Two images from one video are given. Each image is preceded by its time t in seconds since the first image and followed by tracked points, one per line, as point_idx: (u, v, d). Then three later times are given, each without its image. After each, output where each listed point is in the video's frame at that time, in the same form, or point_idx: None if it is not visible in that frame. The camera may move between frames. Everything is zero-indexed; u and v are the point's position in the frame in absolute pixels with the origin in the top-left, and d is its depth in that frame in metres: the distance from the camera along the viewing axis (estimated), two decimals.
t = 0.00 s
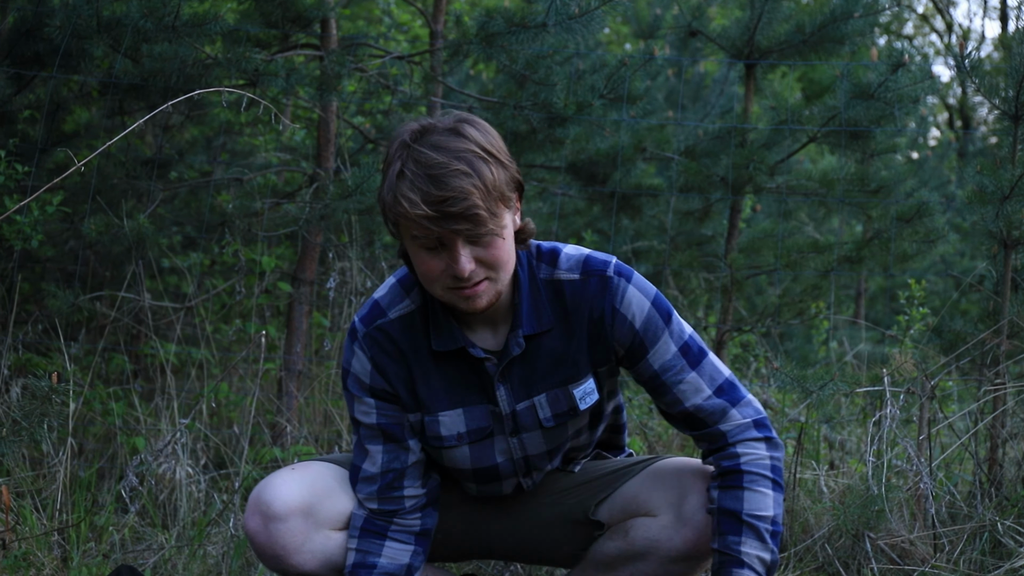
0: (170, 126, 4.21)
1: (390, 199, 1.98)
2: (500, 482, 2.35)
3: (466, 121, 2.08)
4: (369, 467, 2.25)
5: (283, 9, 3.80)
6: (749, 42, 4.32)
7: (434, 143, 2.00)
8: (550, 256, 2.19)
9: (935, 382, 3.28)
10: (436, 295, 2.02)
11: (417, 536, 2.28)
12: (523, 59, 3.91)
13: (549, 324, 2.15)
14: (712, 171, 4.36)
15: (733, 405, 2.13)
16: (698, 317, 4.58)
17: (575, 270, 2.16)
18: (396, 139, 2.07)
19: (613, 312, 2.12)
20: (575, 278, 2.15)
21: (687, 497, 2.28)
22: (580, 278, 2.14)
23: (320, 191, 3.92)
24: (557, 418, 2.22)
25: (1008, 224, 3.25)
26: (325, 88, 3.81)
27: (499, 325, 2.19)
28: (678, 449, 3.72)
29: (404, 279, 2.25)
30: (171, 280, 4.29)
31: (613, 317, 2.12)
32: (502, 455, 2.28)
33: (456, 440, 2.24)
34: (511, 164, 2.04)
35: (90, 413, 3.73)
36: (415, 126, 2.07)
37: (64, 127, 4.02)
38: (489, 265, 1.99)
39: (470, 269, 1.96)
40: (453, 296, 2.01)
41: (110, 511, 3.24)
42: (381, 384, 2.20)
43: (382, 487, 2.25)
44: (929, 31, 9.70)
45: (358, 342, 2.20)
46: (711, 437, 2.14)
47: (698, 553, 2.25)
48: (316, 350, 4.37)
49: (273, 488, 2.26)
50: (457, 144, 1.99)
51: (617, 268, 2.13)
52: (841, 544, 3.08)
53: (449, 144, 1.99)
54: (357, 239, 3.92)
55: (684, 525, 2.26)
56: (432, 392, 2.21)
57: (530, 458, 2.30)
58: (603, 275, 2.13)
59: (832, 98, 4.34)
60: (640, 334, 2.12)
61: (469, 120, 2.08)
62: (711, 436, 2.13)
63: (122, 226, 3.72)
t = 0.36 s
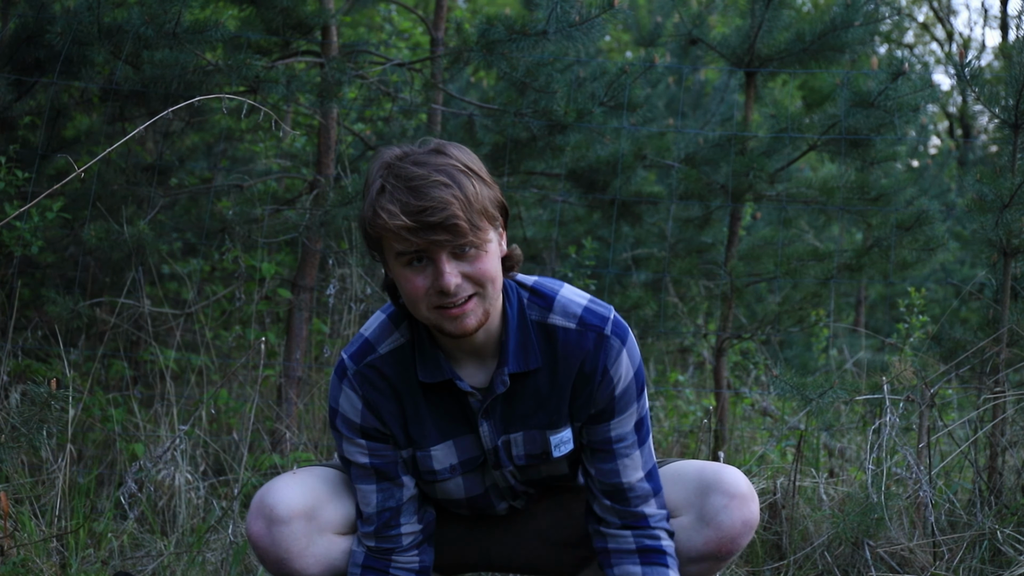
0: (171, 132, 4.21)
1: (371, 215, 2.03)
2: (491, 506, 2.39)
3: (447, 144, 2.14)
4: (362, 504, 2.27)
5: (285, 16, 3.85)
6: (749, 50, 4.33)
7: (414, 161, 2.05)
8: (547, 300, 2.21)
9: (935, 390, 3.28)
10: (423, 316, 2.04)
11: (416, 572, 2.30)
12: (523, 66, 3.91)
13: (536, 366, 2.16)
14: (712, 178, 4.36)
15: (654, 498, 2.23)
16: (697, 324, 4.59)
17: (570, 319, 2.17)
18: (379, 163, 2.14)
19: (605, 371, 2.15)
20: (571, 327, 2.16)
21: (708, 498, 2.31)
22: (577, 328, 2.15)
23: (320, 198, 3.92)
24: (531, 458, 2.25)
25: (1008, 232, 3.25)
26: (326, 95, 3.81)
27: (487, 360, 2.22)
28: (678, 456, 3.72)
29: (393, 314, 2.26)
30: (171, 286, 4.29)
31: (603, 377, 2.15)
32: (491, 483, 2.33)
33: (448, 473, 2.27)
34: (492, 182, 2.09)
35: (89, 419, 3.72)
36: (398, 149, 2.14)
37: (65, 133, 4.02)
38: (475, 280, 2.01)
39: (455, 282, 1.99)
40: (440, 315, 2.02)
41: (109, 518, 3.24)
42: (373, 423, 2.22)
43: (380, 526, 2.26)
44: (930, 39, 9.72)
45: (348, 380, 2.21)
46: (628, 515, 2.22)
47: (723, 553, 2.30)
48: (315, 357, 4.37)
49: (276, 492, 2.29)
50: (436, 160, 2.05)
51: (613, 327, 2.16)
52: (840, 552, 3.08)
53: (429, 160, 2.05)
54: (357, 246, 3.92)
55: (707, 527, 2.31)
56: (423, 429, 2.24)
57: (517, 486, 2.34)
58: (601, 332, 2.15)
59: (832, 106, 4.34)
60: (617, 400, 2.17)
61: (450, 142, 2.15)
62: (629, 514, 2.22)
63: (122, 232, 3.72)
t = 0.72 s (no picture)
0: (170, 137, 4.21)
1: (438, 235, 2.09)
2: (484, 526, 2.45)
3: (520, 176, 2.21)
4: (375, 504, 2.32)
5: (284, 21, 3.86)
6: (748, 54, 4.33)
7: (490, 191, 2.12)
8: (581, 349, 2.28)
9: (934, 395, 3.27)
10: (465, 342, 2.10)
11: None
12: (523, 70, 3.91)
13: (559, 411, 2.24)
14: (710, 183, 4.35)
15: (636, 561, 2.32)
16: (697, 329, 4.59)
17: (600, 373, 2.25)
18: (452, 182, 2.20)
19: (621, 432, 2.26)
20: (599, 381, 2.24)
21: (676, 482, 2.39)
22: (604, 383, 2.24)
23: (319, 203, 3.93)
24: (528, 496, 2.31)
25: (1007, 236, 3.25)
26: (325, 99, 3.82)
27: (510, 395, 2.27)
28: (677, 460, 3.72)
29: (430, 326, 2.31)
30: (170, 291, 4.29)
31: (618, 437, 2.26)
32: (488, 510, 2.39)
33: (453, 492, 2.33)
34: (560, 224, 2.16)
35: (89, 424, 3.72)
36: (473, 173, 2.20)
37: (64, 138, 4.02)
38: (525, 319, 2.08)
39: (505, 316, 2.05)
40: (484, 345, 2.08)
41: (109, 522, 3.24)
42: (394, 429, 2.27)
43: (390, 529, 2.31)
44: (929, 43, 9.72)
45: (376, 382, 2.25)
46: (610, 569, 2.30)
47: (698, 536, 2.36)
48: (315, 361, 4.37)
49: (286, 474, 2.37)
50: (512, 193, 2.11)
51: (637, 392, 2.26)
52: (840, 556, 3.08)
53: (505, 192, 2.11)
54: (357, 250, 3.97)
55: (681, 511, 2.37)
56: (439, 447, 2.29)
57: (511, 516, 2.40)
58: (626, 394, 2.25)
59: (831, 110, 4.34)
60: (624, 459, 2.28)
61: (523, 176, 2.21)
62: (611, 568, 2.29)
63: (122, 237, 3.72)
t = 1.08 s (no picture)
0: (168, 141, 4.21)
1: (461, 211, 2.07)
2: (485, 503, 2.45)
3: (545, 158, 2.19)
4: (389, 473, 2.34)
5: (282, 26, 3.86)
6: (746, 61, 4.33)
7: (516, 171, 2.09)
8: (589, 329, 2.28)
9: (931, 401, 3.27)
10: (476, 316, 2.08)
11: (435, 545, 2.37)
12: (521, 76, 3.93)
13: (566, 387, 2.24)
14: (707, 189, 4.32)
15: (621, 543, 2.35)
16: (694, 335, 4.59)
17: (607, 352, 2.25)
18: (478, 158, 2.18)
19: (624, 412, 2.26)
20: (606, 361, 2.25)
21: (654, 482, 2.36)
22: (611, 363, 2.25)
23: (317, 208, 3.92)
24: (529, 472, 2.31)
25: (1004, 243, 3.24)
26: (323, 105, 3.82)
27: (518, 367, 2.26)
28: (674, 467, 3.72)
29: (442, 298, 2.32)
30: (167, 295, 4.28)
31: (620, 415, 2.26)
32: (493, 485, 2.38)
33: (461, 463, 2.32)
34: (580, 209, 2.14)
35: (84, 429, 3.71)
36: (501, 150, 2.19)
37: (62, 142, 4.01)
38: (539, 300, 2.07)
39: (520, 296, 2.03)
40: (494, 321, 2.07)
41: (104, 528, 3.22)
42: (407, 398, 2.27)
43: (406, 497, 2.33)
44: (926, 50, 9.75)
45: (388, 352, 2.26)
46: (594, 547, 2.32)
47: (678, 537, 2.34)
48: (312, 366, 4.36)
49: (319, 462, 2.36)
50: (538, 176, 2.09)
51: (641, 373, 2.27)
52: (837, 563, 3.08)
53: (531, 174, 2.09)
54: (353, 254, 3.94)
55: (660, 512, 2.34)
56: (449, 418, 2.28)
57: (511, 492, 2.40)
58: (631, 374, 2.26)
59: (828, 117, 4.35)
60: (622, 439, 2.29)
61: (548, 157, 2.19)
62: (595, 546, 2.32)
63: (119, 242, 3.71)
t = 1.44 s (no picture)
0: (167, 146, 4.22)
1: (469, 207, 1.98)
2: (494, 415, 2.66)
3: (560, 134, 2.05)
4: (407, 396, 2.43)
5: (281, 30, 3.87)
6: (744, 65, 4.32)
7: (525, 163, 1.97)
8: (598, 271, 2.31)
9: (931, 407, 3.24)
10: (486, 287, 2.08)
11: (438, 471, 2.48)
12: (519, 81, 3.85)
13: (569, 335, 2.33)
14: (706, 194, 4.34)
15: (616, 476, 2.48)
16: (693, 338, 4.59)
17: (613, 299, 2.30)
18: (489, 136, 2.06)
19: (624, 353, 2.36)
20: (611, 307, 2.30)
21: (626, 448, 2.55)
22: (615, 310, 2.30)
23: (316, 212, 3.93)
24: (533, 405, 2.55)
25: (1002, 247, 3.25)
26: (322, 109, 3.82)
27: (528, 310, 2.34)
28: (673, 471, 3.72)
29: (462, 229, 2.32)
30: (167, 299, 4.29)
31: (621, 357, 2.36)
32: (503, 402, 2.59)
33: (470, 391, 2.53)
34: (593, 191, 2.03)
35: (83, 433, 3.71)
36: (513, 130, 2.05)
37: (61, 146, 4.02)
38: (548, 284, 2.03)
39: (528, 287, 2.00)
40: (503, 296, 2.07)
41: (103, 532, 3.22)
42: (428, 326, 2.35)
43: (420, 421, 2.43)
44: (925, 54, 9.74)
45: (411, 283, 2.30)
46: (592, 477, 2.48)
47: (648, 500, 2.52)
48: (311, 370, 4.37)
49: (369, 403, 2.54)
50: (548, 170, 1.96)
51: (647, 317, 2.33)
52: (836, 567, 3.07)
53: (541, 167, 1.96)
54: (352, 259, 3.94)
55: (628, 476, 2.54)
56: (465, 347, 2.40)
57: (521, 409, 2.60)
58: (635, 320, 2.32)
59: (826, 121, 4.35)
60: (622, 377, 2.39)
61: (564, 133, 2.05)
62: (592, 476, 2.48)
63: (118, 246, 3.72)
